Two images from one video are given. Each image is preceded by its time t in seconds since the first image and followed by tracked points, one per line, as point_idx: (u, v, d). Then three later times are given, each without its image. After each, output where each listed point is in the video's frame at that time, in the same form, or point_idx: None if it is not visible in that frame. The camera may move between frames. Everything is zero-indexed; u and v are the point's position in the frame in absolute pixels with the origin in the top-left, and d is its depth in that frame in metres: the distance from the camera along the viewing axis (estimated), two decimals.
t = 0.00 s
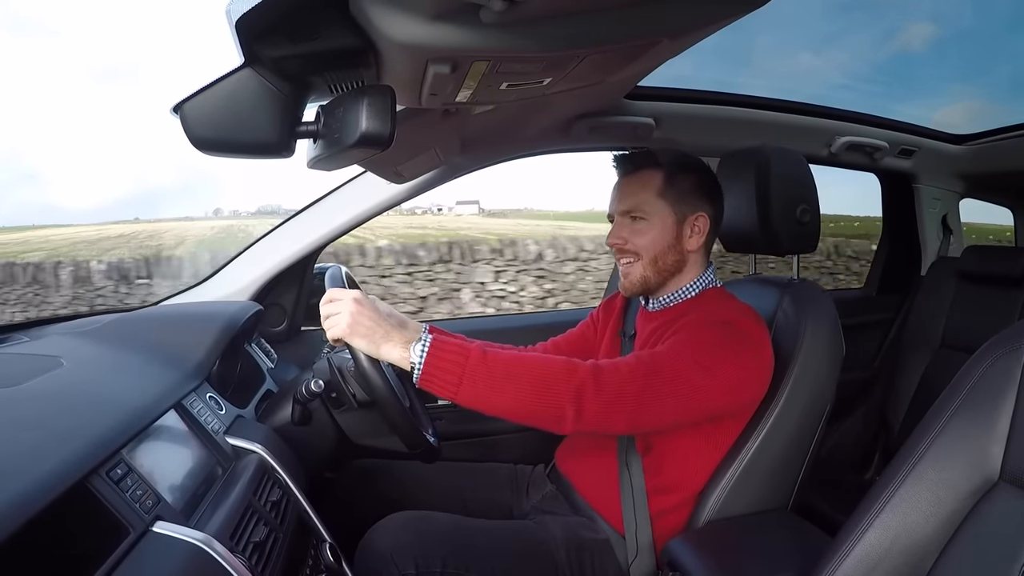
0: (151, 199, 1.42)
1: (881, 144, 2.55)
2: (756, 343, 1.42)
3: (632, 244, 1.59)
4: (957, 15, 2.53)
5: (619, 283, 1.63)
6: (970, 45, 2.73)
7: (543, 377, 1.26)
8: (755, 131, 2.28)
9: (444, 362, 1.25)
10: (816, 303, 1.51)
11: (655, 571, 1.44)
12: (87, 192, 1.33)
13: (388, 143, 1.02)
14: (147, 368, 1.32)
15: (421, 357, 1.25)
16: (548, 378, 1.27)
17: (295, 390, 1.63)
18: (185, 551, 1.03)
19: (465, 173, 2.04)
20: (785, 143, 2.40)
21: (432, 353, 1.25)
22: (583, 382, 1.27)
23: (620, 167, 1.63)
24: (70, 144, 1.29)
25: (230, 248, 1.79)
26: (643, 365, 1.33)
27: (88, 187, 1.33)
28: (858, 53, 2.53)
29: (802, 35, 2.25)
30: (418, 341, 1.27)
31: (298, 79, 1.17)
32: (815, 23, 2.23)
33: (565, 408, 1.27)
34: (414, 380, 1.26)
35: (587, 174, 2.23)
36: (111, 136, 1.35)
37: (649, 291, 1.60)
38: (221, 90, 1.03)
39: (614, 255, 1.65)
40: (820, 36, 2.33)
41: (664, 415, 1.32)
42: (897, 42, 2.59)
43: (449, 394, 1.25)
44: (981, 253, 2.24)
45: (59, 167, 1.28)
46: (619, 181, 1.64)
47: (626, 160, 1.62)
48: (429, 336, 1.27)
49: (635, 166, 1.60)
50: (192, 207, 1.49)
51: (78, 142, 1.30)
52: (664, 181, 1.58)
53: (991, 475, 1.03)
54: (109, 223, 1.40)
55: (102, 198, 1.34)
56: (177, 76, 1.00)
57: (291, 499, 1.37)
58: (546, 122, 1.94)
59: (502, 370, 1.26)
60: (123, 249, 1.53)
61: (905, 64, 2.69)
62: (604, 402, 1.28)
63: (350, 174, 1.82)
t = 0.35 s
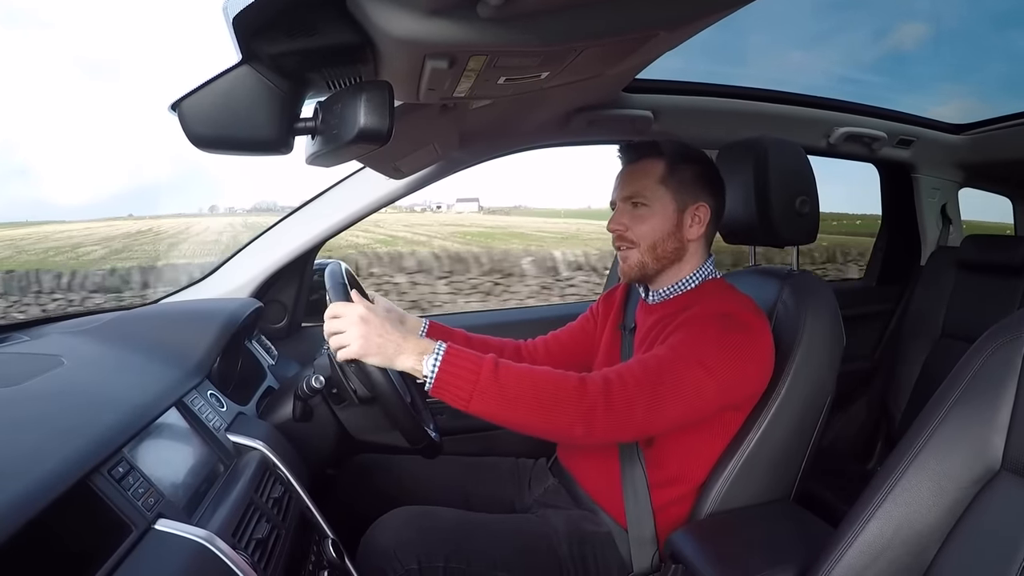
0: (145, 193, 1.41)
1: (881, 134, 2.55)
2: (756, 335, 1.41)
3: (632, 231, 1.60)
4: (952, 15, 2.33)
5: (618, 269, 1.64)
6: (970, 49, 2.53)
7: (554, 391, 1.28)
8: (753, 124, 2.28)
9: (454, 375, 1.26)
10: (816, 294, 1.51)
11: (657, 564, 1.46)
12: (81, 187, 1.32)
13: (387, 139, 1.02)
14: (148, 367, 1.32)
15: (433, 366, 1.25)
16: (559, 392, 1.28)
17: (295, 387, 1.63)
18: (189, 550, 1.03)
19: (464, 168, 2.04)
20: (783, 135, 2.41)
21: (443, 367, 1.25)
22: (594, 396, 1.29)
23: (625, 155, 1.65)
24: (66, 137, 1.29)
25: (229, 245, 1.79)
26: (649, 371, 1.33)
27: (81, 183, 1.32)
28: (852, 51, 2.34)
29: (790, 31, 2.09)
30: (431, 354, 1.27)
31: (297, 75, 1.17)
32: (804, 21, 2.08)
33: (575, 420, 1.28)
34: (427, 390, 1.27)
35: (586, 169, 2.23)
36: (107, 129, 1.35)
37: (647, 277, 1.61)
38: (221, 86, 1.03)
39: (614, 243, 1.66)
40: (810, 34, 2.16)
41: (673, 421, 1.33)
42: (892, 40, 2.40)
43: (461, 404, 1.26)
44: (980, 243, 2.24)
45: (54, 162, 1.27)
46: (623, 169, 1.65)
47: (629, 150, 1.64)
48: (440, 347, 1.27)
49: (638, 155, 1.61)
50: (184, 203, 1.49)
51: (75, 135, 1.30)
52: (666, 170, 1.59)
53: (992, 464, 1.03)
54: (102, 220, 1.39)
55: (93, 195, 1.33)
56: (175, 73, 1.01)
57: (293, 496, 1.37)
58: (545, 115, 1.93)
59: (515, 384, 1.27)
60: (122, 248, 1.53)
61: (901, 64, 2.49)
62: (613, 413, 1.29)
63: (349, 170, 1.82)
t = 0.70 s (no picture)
0: (137, 194, 1.40)
1: (877, 125, 2.55)
2: (758, 327, 1.41)
3: (643, 223, 1.60)
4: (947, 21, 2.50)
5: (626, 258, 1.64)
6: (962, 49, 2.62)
7: (554, 388, 1.29)
8: (750, 118, 2.28)
9: (455, 376, 1.27)
10: (817, 286, 1.51)
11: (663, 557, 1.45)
12: (75, 182, 1.32)
13: (385, 137, 1.02)
14: (149, 369, 1.32)
15: (433, 371, 1.27)
16: (559, 390, 1.29)
17: (297, 387, 1.63)
18: (193, 551, 1.03)
19: (463, 166, 2.04)
20: (780, 129, 2.41)
21: (443, 369, 1.26)
22: (593, 392, 1.30)
23: (643, 146, 1.65)
24: (64, 133, 1.29)
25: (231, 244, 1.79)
26: (650, 366, 1.34)
27: (74, 178, 1.31)
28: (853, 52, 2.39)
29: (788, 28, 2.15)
30: (430, 357, 1.28)
31: (294, 75, 1.17)
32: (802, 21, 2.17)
33: (576, 416, 1.29)
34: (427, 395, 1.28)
35: (584, 165, 2.23)
36: (104, 129, 1.34)
37: (654, 268, 1.61)
38: (219, 85, 1.03)
39: (624, 232, 1.66)
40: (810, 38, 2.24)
41: (673, 415, 1.34)
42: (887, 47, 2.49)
43: (462, 404, 1.27)
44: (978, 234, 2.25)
45: (49, 159, 1.27)
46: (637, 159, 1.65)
47: (648, 141, 1.64)
48: (440, 351, 1.28)
49: (655, 146, 1.62)
50: (180, 200, 1.49)
51: (72, 131, 1.30)
52: (682, 165, 1.58)
53: (995, 453, 1.03)
54: (96, 216, 1.39)
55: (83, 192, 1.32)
56: (173, 73, 1.01)
57: (296, 496, 1.37)
58: (543, 111, 1.93)
59: (515, 382, 1.28)
60: (122, 249, 1.53)
61: (899, 69, 2.54)
62: (614, 409, 1.30)
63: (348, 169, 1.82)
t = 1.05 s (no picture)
0: (127, 193, 1.38)
1: (877, 132, 2.55)
2: (756, 336, 1.41)
3: (637, 233, 1.60)
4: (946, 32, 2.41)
5: (622, 270, 1.63)
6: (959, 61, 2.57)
7: (568, 414, 1.27)
8: (751, 123, 2.28)
9: (469, 394, 1.22)
10: (815, 292, 1.51)
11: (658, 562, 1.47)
12: (66, 181, 1.30)
13: (385, 138, 1.02)
14: (147, 367, 1.31)
15: (445, 390, 1.21)
16: (573, 415, 1.27)
17: (294, 387, 1.63)
18: (188, 550, 1.03)
19: (464, 168, 2.04)
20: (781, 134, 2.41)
21: (456, 387, 1.21)
22: (606, 418, 1.28)
23: (631, 153, 1.64)
24: (60, 132, 1.28)
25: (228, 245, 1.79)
26: (656, 387, 1.33)
27: (69, 176, 1.30)
28: (847, 60, 2.35)
29: (782, 41, 2.12)
30: (444, 377, 1.21)
31: (295, 74, 1.17)
32: (793, 33, 2.13)
33: (588, 442, 1.28)
34: (438, 410, 1.23)
35: (584, 168, 2.23)
36: (105, 127, 1.34)
37: (651, 279, 1.60)
38: (219, 86, 1.03)
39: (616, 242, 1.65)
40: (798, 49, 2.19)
41: (682, 430, 1.34)
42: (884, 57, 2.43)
43: (477, 424, 1.24)
44: (977, 241, 2.25)
45: (42, 157, 1.26)
46: (626, 169, 1.64)
47: (638, 148, 1.62)
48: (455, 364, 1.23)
49: (647, 153, 1.61)
50: (179, 200, 1.48)
51: (68, 130, 1.29)
52: (673, 172, 1.59)
53: (992, 462, 1.04)
54: (91, 216, 1.38)
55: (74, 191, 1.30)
56: (174, 72, 1.00)
57: (293, 496, 1.37)
58: (545, 114, 1.93)
59: (528, 406, 1.26)
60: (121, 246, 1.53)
61: (895, 78, 2.50)
62: (625, 432, 1.29)
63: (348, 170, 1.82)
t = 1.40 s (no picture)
0: (119, 193, 1.36)
1: (880, 139, 2.56)
2: (757, 344, 1.41)
3: (640, 237, 1.61)
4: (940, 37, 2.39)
5: (624, 275, 1.64)
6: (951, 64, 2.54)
7: (589, 454, 1.26)
8: (752, 127, 2.28)
9: (489, 445, 1.23)
10: (814, 296, 1.51)
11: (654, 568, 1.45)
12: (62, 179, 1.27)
13: (386, 140, 1.02)
14: (147, 367, 1.32)
15: (467, 440, 1.22)
16: (593, 455, 1.27)
17: (294, 388, 1.64)
18: (186, 551, 1.03)
19: (464, 170, 2.03)
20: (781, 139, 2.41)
21: (476, 439, 1.22)
22: (626, 455, 1.28)
23: (633, 157, 1.63)
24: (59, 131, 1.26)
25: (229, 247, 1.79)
26: (669, 413, 1.32)
27: (63, 175, 1.28)
28: (843, 62, 2.34)
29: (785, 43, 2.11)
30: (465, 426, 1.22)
31: (297, 76, 1.17)
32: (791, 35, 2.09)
33: (612, 480, 1.28)
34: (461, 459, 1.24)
35: (585, 172, 2.22)
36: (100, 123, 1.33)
37: (654, 283, 1.61)
38: (219, 87, 1.03)
39: (620, 246, 1.66)
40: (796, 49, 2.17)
41: (698, 451, 1.34)
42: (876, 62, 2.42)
43: (501, 468, 1.24)
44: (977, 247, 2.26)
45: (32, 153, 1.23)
46: (631, 170, 1.64)
47: (639, 152, 1.62)
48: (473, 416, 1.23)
49: (649, 158, 1.60)
50: (178, 198, 1.48)
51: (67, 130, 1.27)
52: (676, 176, 1.58)
53: (990, 469, 1.03)
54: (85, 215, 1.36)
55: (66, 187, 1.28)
56: (175, 73, 1.00)
57: (291, 498, 1.37)
58: (546, 117, 1.93)
59: (550, 450, 1.26)
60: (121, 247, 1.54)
61: (885, 79, 2.48)
62: (645, 464, 1.29)
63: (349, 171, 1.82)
